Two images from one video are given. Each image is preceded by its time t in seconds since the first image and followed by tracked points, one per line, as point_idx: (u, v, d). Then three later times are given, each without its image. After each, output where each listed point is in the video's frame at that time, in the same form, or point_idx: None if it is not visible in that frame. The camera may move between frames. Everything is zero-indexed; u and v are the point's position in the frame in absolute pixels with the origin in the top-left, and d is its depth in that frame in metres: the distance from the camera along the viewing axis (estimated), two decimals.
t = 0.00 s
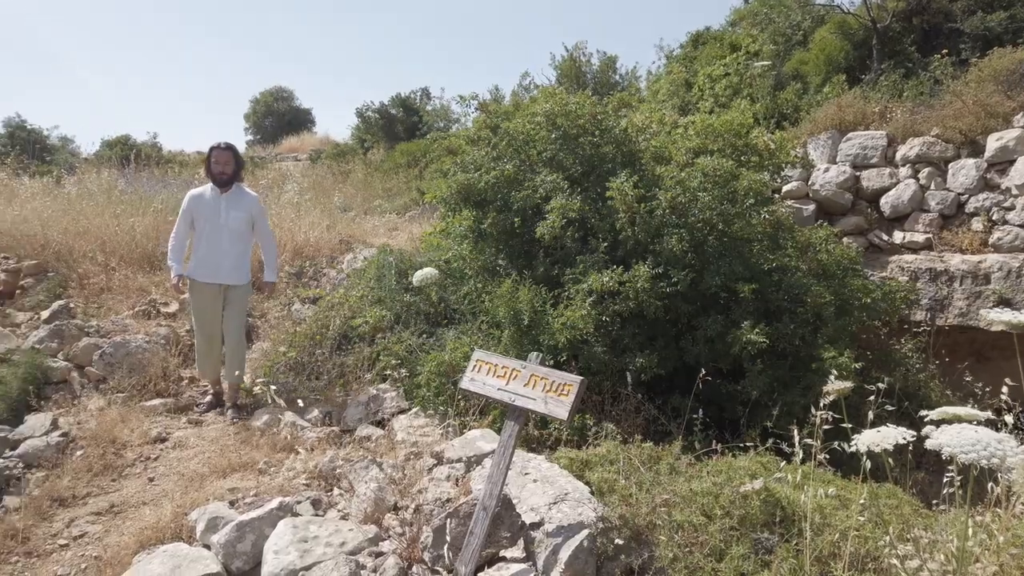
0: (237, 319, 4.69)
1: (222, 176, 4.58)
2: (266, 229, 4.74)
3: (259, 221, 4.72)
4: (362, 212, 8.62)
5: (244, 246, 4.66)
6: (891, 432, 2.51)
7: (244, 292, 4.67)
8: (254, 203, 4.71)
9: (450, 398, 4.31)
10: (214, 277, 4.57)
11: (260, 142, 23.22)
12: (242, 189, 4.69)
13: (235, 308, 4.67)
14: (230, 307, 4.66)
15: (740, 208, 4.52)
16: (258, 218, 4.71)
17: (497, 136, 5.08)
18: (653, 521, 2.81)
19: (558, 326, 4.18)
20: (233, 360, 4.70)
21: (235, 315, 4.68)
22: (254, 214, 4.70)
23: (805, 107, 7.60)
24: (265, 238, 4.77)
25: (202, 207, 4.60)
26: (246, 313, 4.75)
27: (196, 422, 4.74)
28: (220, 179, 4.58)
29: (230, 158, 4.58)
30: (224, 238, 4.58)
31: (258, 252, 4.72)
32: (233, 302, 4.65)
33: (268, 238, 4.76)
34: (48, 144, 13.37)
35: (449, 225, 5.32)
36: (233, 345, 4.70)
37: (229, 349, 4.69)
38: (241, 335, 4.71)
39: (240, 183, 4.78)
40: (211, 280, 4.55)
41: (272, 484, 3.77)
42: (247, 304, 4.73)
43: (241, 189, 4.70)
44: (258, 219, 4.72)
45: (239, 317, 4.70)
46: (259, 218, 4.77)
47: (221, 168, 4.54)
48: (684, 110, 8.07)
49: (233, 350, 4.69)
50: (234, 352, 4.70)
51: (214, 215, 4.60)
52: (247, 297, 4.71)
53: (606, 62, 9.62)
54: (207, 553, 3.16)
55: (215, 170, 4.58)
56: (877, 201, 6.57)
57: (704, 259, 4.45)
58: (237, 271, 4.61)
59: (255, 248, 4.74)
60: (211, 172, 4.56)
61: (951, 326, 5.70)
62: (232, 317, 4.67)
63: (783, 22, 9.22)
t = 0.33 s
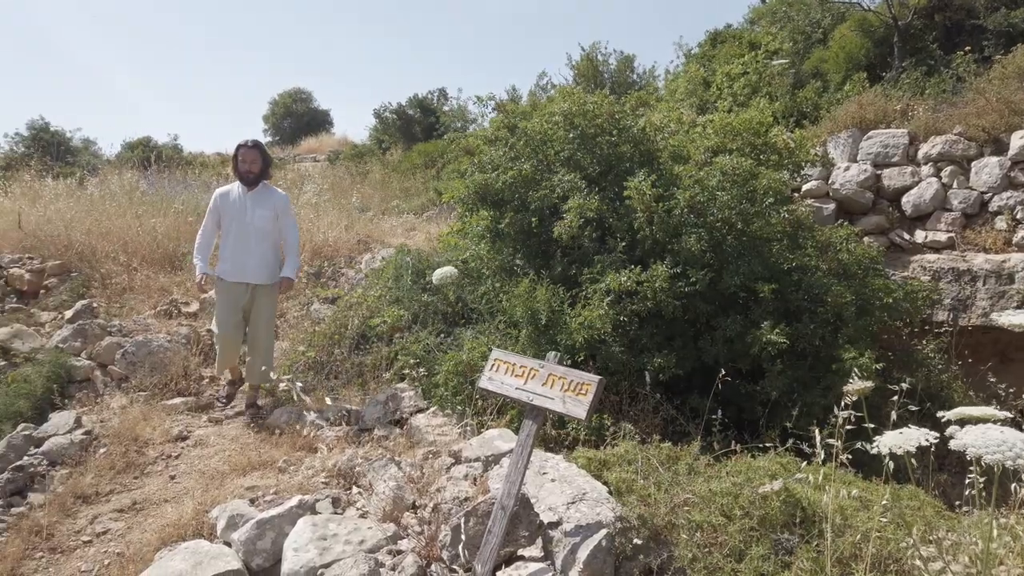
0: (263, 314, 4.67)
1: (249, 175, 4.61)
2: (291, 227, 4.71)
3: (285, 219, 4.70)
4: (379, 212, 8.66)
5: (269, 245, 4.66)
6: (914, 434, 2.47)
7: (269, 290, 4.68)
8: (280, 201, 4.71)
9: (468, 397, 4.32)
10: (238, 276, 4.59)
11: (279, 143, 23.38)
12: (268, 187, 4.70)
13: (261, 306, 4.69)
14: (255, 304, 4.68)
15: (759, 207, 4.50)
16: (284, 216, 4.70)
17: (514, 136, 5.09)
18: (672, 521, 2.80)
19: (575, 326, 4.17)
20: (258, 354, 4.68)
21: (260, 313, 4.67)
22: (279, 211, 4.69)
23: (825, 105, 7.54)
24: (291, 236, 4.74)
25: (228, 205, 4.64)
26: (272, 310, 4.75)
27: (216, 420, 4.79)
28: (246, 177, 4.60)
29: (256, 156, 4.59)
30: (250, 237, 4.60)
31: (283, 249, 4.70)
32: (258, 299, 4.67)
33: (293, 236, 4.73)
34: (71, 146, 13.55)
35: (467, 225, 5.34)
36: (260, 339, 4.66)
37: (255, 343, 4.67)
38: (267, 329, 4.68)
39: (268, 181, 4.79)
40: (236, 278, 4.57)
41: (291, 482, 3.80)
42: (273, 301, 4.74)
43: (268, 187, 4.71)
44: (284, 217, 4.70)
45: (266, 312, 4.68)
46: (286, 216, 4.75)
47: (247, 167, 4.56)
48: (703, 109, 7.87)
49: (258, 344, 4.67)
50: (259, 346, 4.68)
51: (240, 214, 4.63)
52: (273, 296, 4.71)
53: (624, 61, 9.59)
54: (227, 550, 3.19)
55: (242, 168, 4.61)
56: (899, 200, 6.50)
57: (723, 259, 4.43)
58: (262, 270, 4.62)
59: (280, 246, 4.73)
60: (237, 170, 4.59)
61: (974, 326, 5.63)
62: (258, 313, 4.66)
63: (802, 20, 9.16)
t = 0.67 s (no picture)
0: (287, 316, 4.58)
1: (262, 176, 4.47)
2: (309, 225, 4.60)
3: (301, 217, 4.57)
4: (395, 212, 8.70)
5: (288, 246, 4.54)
6: (939, 432, 2.45)
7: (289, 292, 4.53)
8: (296, 200, 4.57)
9: (484, 397, 4.33)
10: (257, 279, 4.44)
11: (295, 144, 23.51)
12: (283, 186, 4.56)
13: (283, 308, 4.56)
14: (277, 308, 4.52)
15: (777, 207, 4.47)
16: (300, 215, 4.58)
17: (530, 136, 5.10)
18: (690, 521, 2.79)
19: (592, 325, 4.16)
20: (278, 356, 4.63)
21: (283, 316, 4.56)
22: (295, 211, 4.56)
23: (843, 103, 7.49)
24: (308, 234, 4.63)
25: (243, 208, 4.51)
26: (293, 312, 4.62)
27: (235, 419, 4.83)
28: (259, 178, 4.47)
29: (269, 156, 4.46)
30: (268, 239, 4.47)
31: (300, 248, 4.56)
32: (279, 301, 4.52)
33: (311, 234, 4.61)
34: (91, 147, 13.71)
35: (483, 225, 5.35)
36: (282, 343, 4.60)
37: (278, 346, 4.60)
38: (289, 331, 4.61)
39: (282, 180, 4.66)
40: (253, 281, 4.41)
41: (308, 480, 3.83)
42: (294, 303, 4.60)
43: (283, 187, 4.58)
44: (301, 215, 4.58)
45: (289, 314, 4.58)
46: (303, 215, 4.64)
47: (260, 167, 4.42)
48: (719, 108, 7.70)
49: (280, 346, 4.61)
50: (280, 349, 4.61)
51: (255, 215, 4.48)
52: (294, 297, 4.56)
53: (639, 60, 9.55)
54: (246, 547, 3.21)
55: (254, 169, 4.47)
56: (919, 199, 6.43)
57: (741, 258, 4.41)
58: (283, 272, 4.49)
59: (297, 245, 4.59)
60: (250, 171, 4.46)
61: (996, 326, 5.56)
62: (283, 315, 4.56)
63: (819, 18, 9.10)
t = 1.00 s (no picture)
0: (299, 322, 4.45)
1: (265, 180, 4.27)
2: (319, 228, 4.41)
3: (310, 220, 4.38)
4: (411, 212, 8.74)
5: (298, 251, 4.36)
6: (965, 430, 2.44)
7: (303, 298, 4.40)
8: (303, 202, 4.37)
9: (500, 396, 4.34)
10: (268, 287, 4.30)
11: (311, 145, 23.63)
12: (288, 189, 4.36)
13: (295, 314, 4.44)
14: (289, 314, 4.40)
15: (794, 206, 4.44)
16: (309, 217, 4.38)
17: (545, 136, 5.11)
18: (706, 520, 2.78)
19: (606, 325, 4.16)
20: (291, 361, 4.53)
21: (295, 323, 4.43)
22: (303, 214, 4.36)
23: (860, 102, 7.44)
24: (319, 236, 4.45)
25: (248, 215, 4.33)
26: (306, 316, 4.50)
27: (252, 418, 4.87)
28: (262, 183, 4.26)
29: (269, 159, 4.24)
30: (276, 245, 4.29)
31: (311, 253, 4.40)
32: (292, 308, 4.40)
33: (322, 236, 4.43)
34: (110, 149, 13.87)
35: (498, 225, 5.36)
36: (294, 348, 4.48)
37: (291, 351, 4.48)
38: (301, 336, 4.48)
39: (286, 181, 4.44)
40: (265, 290, 4.27)
41: (325, 479, 3.86)
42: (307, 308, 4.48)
43: (287, 189, 4.37)
44: (309, 218, 4.39)
45: (302, 319, 4.45)
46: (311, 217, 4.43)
47: (261, 172, 4.22)
48: (735, 107, 7.63)
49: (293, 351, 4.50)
50: (295, 354, 4.51)
51: (261, 222, 4.30)
52: (307, 303, 4.43)
53: (655, 60, 9.53)
54: (263, 545, 3.24)
55: (256, 174, 4.27)
56: (937, 198, 6.37)
57: (757, 258, 4.38)
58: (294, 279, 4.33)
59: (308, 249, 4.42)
60: (251, 177, 4.26)
61: (1016, 326, 5.47)
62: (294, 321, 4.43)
63: (836, 16, 9.05)
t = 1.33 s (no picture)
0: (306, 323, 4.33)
1: (275, 178, 4.23)
2: (331, 225, 4.41)
3: (321, 217, 4.36)
4: (425, 212, 8.77)
5: (308, 249, 4.33)
6: (975, 433, 2.42)
7: (313, 296, 4.35)
8: (314, 200, 4.36)
9: (515, 396, 4.34)
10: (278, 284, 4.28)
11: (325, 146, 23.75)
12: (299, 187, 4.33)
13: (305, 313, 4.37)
14: (298, 313, 4.33)
15: (811, 206, 4.42)
16: (320, 214, 4.38)
17: (560, 136, 5.11)
18: (723, 520, 2.77)
19: (621, 325, 4.14)
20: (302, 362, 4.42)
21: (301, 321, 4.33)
22: (314, 212, 4.35)
23: (878, 100, 7.39)
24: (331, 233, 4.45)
25: (258, 212, 4.30)
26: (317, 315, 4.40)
27: (268, 417, 4.91)
28: (272, 181, 4.23)
29: (279, 157, 4.20)
30: (287, 243, 4.26)
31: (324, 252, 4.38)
32: (300, 308, 4.35)
33: (333, 233, 4.43)
34: (128, 150, 14.03)
35: (513, 225, 5.37)
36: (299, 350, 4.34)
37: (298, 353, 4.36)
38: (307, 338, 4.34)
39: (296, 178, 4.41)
40: (276, 288, 4.26)
41: (340, 477, 3.89)
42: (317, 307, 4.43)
43: (298, 187, 4.35)
44: (321, 215, 4.38)
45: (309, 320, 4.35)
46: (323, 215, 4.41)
47: (272, 170, 4.18)
48: (751, 106, 7.54)
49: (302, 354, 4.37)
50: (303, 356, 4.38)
51: (271, 220, 4.27)
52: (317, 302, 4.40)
53: (670, 59, 9.51)
54: (280, 542, 3.26)
55: (266, 172, 4.23)
56: (957, 197, 6.30)
57: (773, 258, 4.36)
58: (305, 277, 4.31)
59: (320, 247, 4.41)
60: (262, 175, 4.22)
61: None
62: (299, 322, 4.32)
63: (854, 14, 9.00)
